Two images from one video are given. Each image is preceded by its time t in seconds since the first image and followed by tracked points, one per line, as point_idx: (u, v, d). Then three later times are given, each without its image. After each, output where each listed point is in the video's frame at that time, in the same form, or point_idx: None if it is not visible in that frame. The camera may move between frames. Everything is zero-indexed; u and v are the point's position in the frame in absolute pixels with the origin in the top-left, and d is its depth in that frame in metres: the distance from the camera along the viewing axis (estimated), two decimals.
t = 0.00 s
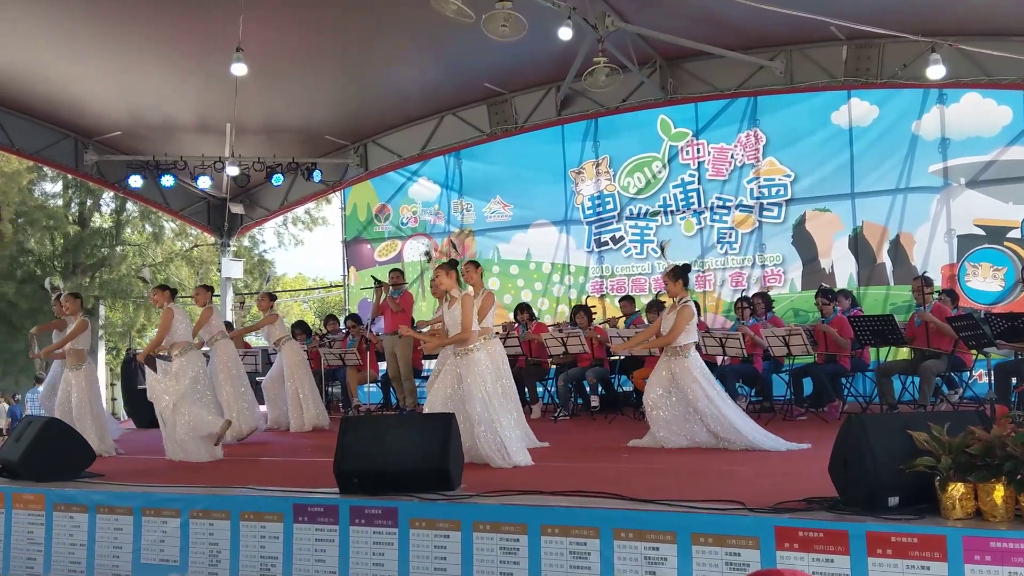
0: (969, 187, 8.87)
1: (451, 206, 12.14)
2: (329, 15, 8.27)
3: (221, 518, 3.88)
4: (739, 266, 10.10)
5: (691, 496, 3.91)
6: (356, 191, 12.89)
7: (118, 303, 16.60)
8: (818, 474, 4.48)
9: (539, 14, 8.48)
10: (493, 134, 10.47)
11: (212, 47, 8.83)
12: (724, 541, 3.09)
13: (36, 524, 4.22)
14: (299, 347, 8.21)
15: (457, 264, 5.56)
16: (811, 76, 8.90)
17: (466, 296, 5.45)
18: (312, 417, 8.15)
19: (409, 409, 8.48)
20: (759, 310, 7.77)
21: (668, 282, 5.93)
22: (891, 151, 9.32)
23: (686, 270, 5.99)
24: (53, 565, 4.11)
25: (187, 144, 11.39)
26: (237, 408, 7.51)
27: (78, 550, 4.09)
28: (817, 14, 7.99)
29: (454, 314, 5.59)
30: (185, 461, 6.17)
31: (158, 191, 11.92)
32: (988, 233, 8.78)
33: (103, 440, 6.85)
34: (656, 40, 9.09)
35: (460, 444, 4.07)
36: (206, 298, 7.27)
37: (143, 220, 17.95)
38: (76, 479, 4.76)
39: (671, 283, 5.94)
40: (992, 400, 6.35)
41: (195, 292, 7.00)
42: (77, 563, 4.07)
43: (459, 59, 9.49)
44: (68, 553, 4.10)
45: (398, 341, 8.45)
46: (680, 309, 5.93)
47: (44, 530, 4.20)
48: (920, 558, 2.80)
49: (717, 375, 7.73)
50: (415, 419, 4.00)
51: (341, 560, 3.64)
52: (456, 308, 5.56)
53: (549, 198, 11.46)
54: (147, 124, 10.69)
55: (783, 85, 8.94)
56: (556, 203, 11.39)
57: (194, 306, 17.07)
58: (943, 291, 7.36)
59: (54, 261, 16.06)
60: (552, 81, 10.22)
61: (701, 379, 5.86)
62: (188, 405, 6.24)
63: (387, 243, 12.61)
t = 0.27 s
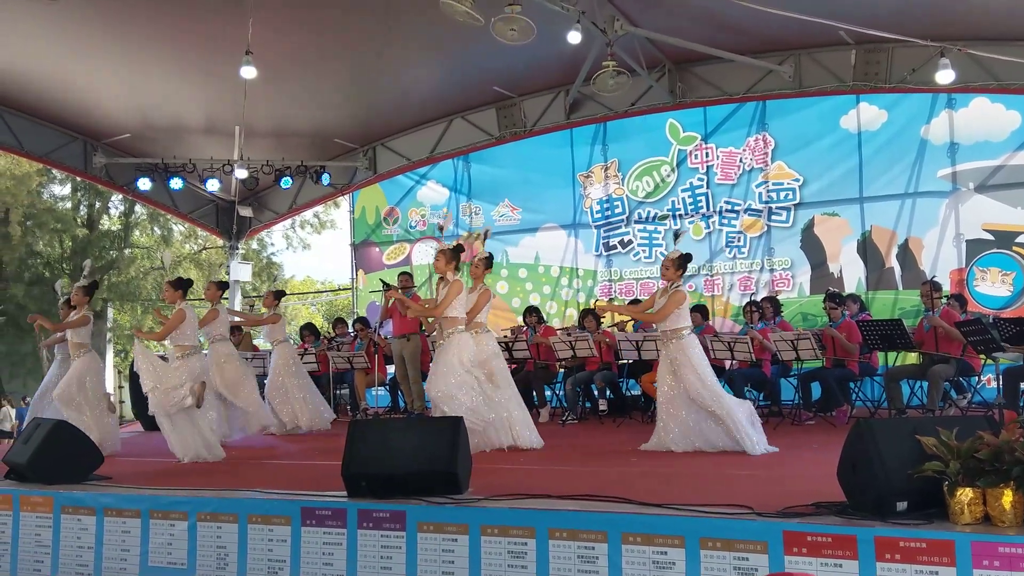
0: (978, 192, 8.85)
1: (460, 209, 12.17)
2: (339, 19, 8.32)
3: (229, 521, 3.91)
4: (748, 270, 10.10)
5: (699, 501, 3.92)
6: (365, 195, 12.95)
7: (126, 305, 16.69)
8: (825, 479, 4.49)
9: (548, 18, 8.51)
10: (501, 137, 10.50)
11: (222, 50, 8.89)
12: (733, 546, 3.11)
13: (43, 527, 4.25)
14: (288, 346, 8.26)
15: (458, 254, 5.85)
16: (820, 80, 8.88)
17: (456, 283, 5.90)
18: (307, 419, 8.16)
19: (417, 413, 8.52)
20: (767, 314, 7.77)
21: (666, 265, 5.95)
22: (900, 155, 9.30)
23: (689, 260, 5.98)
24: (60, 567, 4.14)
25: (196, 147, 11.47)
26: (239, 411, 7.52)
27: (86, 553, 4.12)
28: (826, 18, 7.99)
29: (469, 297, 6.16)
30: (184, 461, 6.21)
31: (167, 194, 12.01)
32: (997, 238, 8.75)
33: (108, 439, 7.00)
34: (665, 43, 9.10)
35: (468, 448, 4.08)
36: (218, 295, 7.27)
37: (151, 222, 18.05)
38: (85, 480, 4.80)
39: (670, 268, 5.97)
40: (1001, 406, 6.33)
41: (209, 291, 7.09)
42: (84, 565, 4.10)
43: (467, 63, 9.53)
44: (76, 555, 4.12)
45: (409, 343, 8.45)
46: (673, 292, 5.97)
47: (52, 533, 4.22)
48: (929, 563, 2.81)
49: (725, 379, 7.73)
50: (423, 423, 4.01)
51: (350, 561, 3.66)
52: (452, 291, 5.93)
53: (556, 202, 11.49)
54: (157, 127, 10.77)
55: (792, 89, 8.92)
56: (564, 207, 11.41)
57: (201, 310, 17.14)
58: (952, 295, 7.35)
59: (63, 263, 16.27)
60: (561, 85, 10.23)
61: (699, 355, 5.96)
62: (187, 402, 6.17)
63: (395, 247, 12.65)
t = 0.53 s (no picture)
0: (986, 196, 8.83)
1: (467, 212, 12.19)
2: (347, 22, 8.36)
3: (236, 524, 3.93)
4: (756, 273, 10.08)
5: (706, 504, 3.92)
6: (373, 197, 12.99)
7: (134, 307, 16.78)
8: (833, 482, 4.48)
9: (555, 21, 8.53)
10: (509, 140, 10.52)
11: (231, 53, 8.95)
12: (740, 549, 3.11)
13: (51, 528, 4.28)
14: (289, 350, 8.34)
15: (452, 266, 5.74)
16: (828, 83, 8.88)
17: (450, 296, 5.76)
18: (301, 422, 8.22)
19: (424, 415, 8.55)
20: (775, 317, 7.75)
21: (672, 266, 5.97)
22: (908, 159, 9.28)
23: (695, 262, 6.05)
24: (68, 567, 4.17)
25: (204, 150, 11.53)
26: (241, 414, 7.52)
27: (94, 554, 4.14)
28: (834, 21, 7.99)
29: (468, 304, 6.07)
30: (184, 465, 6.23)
31: (174, 197, 12.06)
32: (1005, 242, 8.73)
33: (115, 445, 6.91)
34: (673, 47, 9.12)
35: (475, 450, 4.09)
36: (224, 302, 7.21)
37: (160, 225, 18.08)
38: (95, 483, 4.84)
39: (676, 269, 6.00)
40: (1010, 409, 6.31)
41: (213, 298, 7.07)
42: (92, 567, 4.13)
43: (475, 66, 9.56)
44: (84, 557, 4.15)
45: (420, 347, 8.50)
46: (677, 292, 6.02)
47: (60, 534, 4.26)
48: (937, 567, 2.81)
49: (734, 383, 7.73)
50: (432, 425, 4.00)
51: (357, 562, 3.68)
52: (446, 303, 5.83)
53: (564, 205, 11.50)
54: (166, 129, 10.84)
55: (801, 92, 8.92)
56: (572, 210, 11.43)
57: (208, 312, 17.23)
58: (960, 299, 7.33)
59: (71, 266, 16.46)
60: (569, 88, 10.25)
61: (689, 373, 5.91)
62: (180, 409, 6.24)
63: (402, 249, 12.68)
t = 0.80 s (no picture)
0: (994, 198, 8.81)
1: (473, 215, 12.21)
2: (353, 25, 8.39)
3: (244, 526, 3.94)
4: (763, 276, 10.06)
5: (713, 506, 3.92)
6: (379, 201, 13.02)
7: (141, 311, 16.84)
8: (841, 485, 4.47)
9: (561, 24, 8.55)
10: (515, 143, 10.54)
11: (238, 57, 9.00)
12: (748, 552, 3.11)
13: (59, 531, 4.30)
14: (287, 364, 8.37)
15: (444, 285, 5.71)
16: (835, 85, 8.87)
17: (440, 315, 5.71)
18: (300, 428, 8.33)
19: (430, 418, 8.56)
20: (782, 320, 7.74)
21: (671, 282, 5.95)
22: (916, 160, 9.27)
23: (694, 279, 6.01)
24: (77, 568, 4.20)
25: (211, 153, 11.58)
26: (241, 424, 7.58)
27: (102, 557, 4.17)
28: (840, 23, 7.99)
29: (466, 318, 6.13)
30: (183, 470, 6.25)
31: (182, 200, 12.08)
32: (1013, 244, 8.69)
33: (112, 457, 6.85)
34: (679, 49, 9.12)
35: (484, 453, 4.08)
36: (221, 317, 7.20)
37: (166, 228, 18.12)
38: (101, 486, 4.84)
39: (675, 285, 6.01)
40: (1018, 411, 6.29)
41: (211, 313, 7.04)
42: (100, 569, 4.15)
43: (481, 69, 9.58)
44: (92, 559, 4.17)
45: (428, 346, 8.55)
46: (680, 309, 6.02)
47: (69, 536, 4.29)
48: (946, 570, 2.80)
49: (741, 385, 7.72)
50: (440, 428, 3.99)
51: (364, 564, 3.69)
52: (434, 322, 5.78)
53: (570, 207, 11.51)
54: (173, 133, 10.90)
55: (807, 94, 8.92)
56: (578, 212, 11.43)
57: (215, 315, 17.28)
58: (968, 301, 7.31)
59: (78, 269, 16.55)
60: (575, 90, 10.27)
61: (675, 392, 5.98)
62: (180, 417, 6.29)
63: (409, 252, 12.69)
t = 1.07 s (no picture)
0: (1004, 200, 8.78)
1: (482, 216, 12.22)
2: (363, 26, 8.43)
3: (253, 525, 3.96)
4: (771, 277, 10.04)
5: (721, 508, 3.91)
6: (388, 201, 13.05)
7: (150, 309, 16.92)
8: (848, 488, 4.47)
9: (570, 25, 8.56)
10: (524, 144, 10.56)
11: (249, 57, 9.04)
12: (757, 554, 3.11)
13: (70, 529, 4.34)
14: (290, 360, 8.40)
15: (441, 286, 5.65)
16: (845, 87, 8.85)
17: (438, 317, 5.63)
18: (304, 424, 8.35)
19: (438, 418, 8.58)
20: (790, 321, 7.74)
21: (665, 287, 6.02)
22: (926, 162, 9.24)
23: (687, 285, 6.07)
24: (86, 566, 4.23)
25: (221, 153, 11.64)
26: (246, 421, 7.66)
27: (111, 555, 4.20)
28: (850, 24, 7.98)
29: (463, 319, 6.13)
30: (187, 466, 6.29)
31: (191, 200, 12.12)
32: None
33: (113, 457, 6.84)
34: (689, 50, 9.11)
35: (491, 454, 4.08)
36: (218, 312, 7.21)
37: (176, 228, 18.23)
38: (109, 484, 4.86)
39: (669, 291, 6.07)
40: None
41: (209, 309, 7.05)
42: (110, 567, 4.18)
43: (490, 70, 9.60)
44: (102, 557, 4.21)
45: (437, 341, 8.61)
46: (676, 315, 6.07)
47: (79, 534, 4.32)
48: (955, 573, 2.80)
49: (749, 387, 7.73)
50: (447, 429, 3.99)
51: (372, 564, 3.70)
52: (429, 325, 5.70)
53: (579, 208, 11.52)
54: (183, 133, 10.96)
55: (817, 95, 8.90)
56: (587, 213, 11.44)
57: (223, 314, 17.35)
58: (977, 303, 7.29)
59: (88, 268, 16.66)
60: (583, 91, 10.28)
61: (670, 401, 6.05)
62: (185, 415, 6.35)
63: (417, 253, 12.71)
